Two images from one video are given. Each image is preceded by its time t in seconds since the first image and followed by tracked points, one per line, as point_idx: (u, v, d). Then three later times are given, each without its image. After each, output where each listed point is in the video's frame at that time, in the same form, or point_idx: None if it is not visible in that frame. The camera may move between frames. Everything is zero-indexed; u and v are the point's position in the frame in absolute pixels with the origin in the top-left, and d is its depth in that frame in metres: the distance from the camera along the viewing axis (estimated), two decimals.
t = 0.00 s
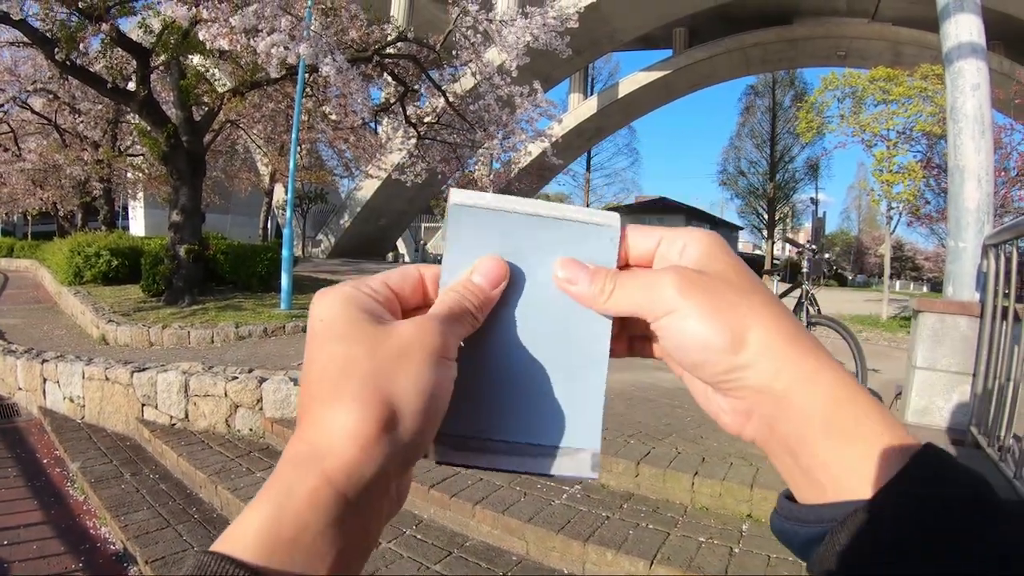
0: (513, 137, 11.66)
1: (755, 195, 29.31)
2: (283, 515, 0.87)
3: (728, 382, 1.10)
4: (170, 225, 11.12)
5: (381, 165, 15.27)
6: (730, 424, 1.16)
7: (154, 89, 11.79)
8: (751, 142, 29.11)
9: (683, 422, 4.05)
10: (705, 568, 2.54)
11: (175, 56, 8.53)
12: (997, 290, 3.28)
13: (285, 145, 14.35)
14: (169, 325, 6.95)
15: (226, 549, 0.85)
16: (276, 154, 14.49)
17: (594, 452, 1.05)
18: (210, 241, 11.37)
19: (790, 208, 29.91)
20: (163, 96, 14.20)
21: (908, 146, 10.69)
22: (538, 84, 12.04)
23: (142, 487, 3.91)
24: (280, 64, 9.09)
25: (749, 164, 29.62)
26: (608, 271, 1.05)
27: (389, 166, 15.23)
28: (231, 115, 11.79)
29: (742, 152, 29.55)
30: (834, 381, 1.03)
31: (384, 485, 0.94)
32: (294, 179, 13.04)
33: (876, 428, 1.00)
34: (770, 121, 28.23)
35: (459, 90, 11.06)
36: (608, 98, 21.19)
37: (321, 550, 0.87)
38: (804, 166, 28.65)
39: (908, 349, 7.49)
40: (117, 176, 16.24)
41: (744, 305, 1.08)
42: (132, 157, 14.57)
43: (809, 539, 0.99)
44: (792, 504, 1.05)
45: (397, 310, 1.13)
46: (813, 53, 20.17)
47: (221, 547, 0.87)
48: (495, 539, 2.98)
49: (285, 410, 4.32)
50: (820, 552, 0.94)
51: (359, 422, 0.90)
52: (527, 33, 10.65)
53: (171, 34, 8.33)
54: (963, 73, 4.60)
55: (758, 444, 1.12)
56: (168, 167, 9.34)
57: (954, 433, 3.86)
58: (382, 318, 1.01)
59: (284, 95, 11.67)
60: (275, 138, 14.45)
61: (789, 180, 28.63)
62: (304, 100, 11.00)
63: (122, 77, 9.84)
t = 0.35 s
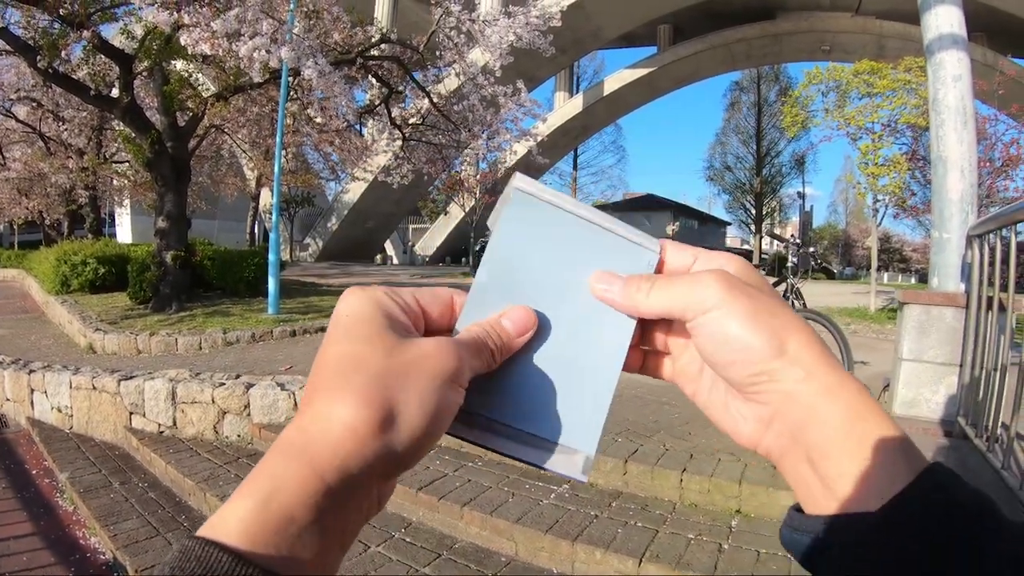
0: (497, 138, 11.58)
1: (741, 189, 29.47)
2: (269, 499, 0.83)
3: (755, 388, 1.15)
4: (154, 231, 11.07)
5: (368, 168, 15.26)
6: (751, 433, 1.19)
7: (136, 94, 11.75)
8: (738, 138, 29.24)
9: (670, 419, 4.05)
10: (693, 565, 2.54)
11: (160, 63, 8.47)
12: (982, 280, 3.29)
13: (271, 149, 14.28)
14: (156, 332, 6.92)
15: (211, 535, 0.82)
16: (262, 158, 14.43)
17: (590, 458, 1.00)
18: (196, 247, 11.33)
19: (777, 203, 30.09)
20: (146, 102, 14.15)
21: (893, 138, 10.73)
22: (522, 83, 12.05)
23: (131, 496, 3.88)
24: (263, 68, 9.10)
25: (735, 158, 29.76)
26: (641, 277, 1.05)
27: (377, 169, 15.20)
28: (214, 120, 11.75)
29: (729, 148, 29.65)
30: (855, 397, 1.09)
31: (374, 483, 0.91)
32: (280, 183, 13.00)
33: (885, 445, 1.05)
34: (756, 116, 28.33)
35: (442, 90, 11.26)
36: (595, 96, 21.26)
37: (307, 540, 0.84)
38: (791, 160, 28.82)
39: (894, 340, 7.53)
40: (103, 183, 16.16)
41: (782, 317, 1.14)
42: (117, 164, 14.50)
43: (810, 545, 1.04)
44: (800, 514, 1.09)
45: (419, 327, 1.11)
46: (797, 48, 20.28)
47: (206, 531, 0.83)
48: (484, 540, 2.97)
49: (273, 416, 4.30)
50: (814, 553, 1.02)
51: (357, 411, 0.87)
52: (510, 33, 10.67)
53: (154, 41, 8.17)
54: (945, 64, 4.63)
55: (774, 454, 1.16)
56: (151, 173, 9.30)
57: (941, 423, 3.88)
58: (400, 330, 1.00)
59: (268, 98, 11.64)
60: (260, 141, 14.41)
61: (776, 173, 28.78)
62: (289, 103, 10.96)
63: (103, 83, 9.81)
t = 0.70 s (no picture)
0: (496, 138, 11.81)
1: (738, 186, 29.52)
2: (282, 519, 0.88)
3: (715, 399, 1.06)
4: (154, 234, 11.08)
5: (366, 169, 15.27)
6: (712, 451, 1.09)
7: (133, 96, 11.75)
8: (735, 137, 29.30)
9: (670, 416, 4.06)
10: (696, 561, 2.55)
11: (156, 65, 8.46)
12: (981, 275, 3.32)
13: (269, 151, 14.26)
14: (156, 335, 6.92)
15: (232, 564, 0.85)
16: (259, 160, 14.43)
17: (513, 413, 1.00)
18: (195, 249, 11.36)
19: (774, 199, 30.17)
20: (144, 105, 14.14)
21: (891, 134, 10.75)
22: (519, 83, 12.08)
23: (133, 499, 3.88)
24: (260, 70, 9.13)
25: (732, 156, 29.78)
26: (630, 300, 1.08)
27: (375, 169, 15.21)
28: (212, 121, 11.75)
29: (727, 145, 29.69)
30: (813, 407, 0.97)
31: (373, 480, 0.96)
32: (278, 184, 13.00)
33: (850, 466, 0.93)
34: (753, 113, 28.37)
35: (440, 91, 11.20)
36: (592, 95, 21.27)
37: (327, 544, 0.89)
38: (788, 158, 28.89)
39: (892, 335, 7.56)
40: (101, 187, 16.15)
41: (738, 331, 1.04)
42: (115, 168, 14.50)
43: (784, 563, 0.92)
44: (765, 527, 0.99)
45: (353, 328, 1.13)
46: (793, 44, 20.31)
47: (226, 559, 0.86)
48: (486, 538, 2.98)
49: (274, 417, 4.31)
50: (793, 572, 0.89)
51: (339, 424, 0.92)
52: (507, 33, 10.64)
53: (151, 43, 8.32)
54: (941, 60, 4.64)
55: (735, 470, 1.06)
56: (151, 176, 9.29)
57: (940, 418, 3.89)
58: (336, 339, 1.03)
59: (266, 100, 11.65)
60: (258, 143, 14.39)
61: (774, 171, 28.84)
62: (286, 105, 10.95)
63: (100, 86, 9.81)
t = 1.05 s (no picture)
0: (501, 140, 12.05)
1: (744, 188, 29.54)
2: (247, 381, 0.77)
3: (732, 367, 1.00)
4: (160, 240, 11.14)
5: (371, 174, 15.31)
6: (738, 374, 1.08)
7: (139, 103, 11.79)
8: (740, 138, 29.29)
9: (678, 419, 4.05)
10: (704, 563, 2.55)
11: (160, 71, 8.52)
12: (985, 276, 3.26)
13: (273, 156, 14.26)
14: (163, 341, 6.95)
15: (189, 416, 0.77)
16: (264, 166, 14.42)
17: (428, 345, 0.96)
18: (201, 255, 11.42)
19: (779, 200, 30.13)
20: (149, 111, 14.20)
21: (895, 134, 10.74)
22: (524, 88, 12.11)
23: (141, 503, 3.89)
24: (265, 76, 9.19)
25: (738, 158, 29.88)
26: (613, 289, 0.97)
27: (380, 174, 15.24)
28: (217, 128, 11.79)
29: (732, 147, 29.70)
30: (824, 333, 0.95)
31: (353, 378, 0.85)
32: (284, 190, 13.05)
33: (856, 365, 0.94)
34: (757, 114, 28.33)
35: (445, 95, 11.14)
36: (596, 98, 21.26)
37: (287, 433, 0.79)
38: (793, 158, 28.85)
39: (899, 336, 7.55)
40: (107, 193, 16.23)
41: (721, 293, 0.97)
42: (120, 174, 14.58)
43: (811, 462, 0.96)
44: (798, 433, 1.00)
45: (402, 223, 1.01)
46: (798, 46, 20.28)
47: (186, 414, 0.78)
48: (494, 542, 2.98)
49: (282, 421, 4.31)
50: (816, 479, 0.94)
51: (337, 298, 0.80)
52: (510, 36, 10.82)
53: (157, 50, 8.35)
54: (944, 61, 4.63)
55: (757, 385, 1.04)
56: (157, 183, 9.34)
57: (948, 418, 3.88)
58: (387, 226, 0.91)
59: (271, 106, 11.70)
60: (263, 148, 14.39)
61: (778, 172, 28.81)
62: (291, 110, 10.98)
63: (105, 93, 9.86)
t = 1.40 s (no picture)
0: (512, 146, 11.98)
1: (755, 192, 29.50)
2: (242, 424, 0.88)
3: (749, 353, 1.14)
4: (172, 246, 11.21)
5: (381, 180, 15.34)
6: (750, 389, 1.20)
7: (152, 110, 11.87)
8: (751, 141, 29.25)
9: (692, 424, 4.04)
10: (718, 568, 2.54)
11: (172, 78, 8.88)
12: (998, 277, 3.29)
13: (285, 163, 14.28)
14: (175, 347, 6.98)
15: (187, 473, 0.85)
16: (276, 173, 14.46)
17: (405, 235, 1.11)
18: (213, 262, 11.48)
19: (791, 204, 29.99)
20: (161, 118, 14.29)
21: (907, 137, 10.68)
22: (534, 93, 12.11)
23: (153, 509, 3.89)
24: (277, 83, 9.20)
25: (748, 162, 29.87)
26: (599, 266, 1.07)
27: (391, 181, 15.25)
28: (229, 135, 11.85)
29: (743, 151, 29.69)
30: (836, 333, 1.08)
31: (334, 404, 0.97)
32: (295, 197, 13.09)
33: (873, 363, 1.05)
34: (767, 118, 28.29)
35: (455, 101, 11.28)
36: (605, 102, 21.24)
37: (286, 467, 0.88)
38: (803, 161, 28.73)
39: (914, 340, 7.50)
40: (119, 200, 16.35)
41: (743, 274, 1.16)
42: (132, 181, 14.68)
43: (820, 474, 1.02)
44: (803, 446, 1.07)
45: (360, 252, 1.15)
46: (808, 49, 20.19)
47: (184, 471, 0.85)
48: (508, 547, 2.98)
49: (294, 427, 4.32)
50: (830, 490, 0.98)
51: (310, 336, 0.92)
52: (521, 42, 10.79)
53: (168, 58, 8.79)
54: (956, 63, 4.62)
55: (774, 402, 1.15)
56: (169, 190, 9.39)
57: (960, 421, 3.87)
58: (338, 261, 1.05)
59: (282, 113, 11.75)
60: (274, 156, 14.37)
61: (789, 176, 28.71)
62: (302, 117, 11.03)
63: (118, 100, 9.94)
